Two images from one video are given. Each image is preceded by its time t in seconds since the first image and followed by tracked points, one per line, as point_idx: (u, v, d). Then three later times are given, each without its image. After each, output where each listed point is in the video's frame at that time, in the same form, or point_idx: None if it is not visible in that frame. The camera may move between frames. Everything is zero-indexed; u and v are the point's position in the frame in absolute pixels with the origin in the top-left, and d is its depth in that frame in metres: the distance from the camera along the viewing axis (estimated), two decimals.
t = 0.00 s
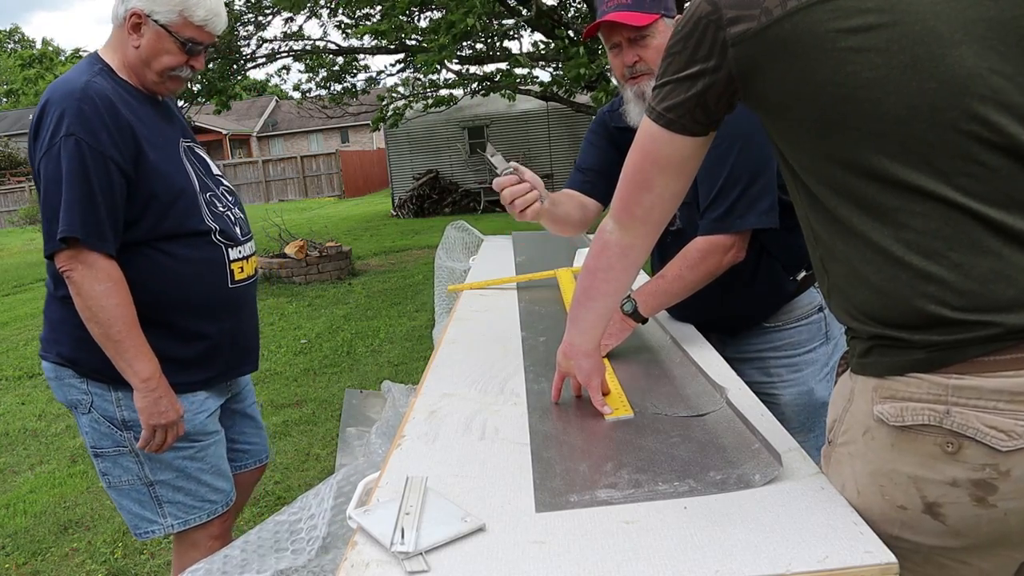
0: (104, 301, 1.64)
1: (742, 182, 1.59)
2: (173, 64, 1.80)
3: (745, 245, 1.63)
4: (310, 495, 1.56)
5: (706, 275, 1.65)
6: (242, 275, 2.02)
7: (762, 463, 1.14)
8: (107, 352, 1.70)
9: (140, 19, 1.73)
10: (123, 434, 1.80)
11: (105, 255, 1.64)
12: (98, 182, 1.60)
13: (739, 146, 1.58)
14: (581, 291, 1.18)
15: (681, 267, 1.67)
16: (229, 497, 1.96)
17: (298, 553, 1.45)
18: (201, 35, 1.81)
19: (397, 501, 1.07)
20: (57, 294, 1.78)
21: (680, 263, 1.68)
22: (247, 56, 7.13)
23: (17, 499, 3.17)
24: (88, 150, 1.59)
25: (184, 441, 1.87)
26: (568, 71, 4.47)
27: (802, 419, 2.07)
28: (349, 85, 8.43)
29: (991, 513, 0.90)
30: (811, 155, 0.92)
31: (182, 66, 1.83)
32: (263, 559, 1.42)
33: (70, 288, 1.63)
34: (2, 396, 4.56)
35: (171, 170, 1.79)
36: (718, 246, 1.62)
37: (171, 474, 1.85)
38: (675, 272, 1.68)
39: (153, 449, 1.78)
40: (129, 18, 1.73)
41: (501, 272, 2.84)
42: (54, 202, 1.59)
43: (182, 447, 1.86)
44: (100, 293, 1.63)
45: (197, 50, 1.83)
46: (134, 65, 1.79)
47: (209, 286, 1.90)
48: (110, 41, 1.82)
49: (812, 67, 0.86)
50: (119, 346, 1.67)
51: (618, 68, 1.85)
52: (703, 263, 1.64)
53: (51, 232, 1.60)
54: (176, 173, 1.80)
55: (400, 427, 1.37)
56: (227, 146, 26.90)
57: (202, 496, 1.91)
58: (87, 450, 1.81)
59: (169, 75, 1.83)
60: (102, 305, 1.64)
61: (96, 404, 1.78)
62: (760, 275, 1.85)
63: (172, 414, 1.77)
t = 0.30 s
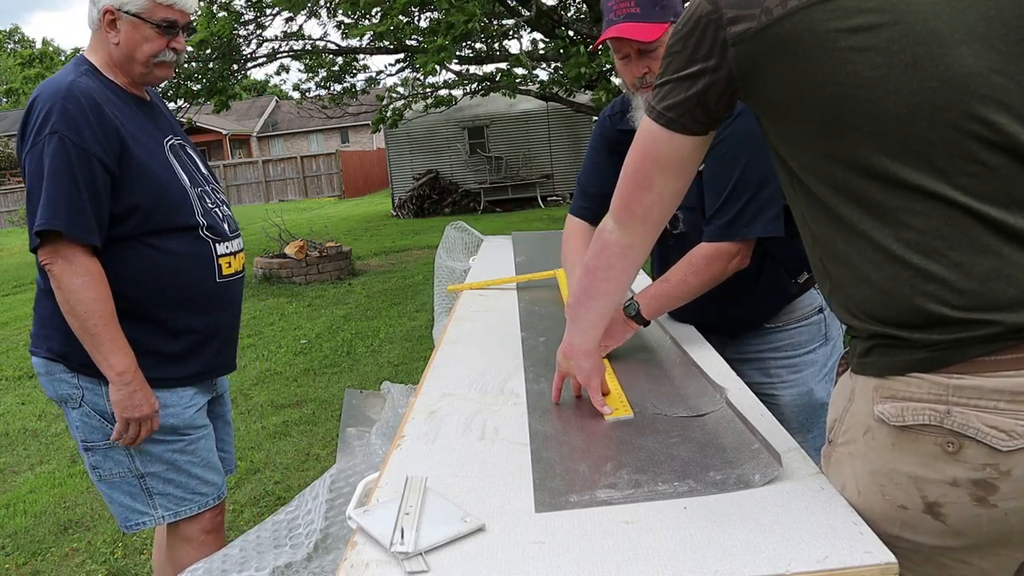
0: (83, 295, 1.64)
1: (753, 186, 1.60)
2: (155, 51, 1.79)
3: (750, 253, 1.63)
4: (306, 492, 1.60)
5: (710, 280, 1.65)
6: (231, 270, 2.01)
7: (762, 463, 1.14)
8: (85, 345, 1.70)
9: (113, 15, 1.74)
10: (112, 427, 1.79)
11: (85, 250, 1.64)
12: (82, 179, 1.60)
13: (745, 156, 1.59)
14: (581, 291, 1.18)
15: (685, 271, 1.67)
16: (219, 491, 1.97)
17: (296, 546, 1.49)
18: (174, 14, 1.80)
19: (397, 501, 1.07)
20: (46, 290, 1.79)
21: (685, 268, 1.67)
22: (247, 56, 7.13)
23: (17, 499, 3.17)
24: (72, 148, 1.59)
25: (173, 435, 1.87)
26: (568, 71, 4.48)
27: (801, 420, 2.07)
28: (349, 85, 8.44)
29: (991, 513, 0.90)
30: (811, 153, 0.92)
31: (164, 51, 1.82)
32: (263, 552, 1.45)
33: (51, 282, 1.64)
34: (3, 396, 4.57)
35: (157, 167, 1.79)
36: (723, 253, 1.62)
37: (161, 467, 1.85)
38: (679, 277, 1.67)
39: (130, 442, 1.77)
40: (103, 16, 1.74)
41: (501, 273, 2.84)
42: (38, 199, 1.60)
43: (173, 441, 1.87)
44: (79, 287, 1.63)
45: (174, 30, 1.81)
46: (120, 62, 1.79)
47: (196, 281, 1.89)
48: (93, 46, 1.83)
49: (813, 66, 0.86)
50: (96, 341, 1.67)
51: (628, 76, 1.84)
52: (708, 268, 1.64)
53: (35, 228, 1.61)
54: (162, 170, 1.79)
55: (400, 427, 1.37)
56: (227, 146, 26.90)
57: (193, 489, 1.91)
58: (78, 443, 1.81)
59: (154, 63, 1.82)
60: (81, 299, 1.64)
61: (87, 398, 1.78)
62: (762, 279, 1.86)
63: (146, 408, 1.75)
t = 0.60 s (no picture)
0: (79, 287, 1.64)
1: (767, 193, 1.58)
2: (150, 52, 1.79)
3: (755, 260, 1.63)
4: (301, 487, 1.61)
5: (713, 287, 1.65)
6: (217, 273, 2.01)
7: (762, 463, 1.14)
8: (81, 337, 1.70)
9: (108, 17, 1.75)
10: (103, 419, 1.80)
11: (81, 244, 1.64)
12: (78, 175, 1.60)
13: (761, 162, 1.58)
14: (580, 290, 1.18)
15: (690, 277, 1.67)
16: (215, 478, 1.97)
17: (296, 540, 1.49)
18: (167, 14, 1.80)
19: (398, 501, 1.08)
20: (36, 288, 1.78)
21: (690, 273, 1.67)
22: (247, 56, 7.13)
23: (17, 499, 3.17)
24: (71, 144, 1.60)
25: (161, 427, 1.86)
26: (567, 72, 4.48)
27: (805, 419, 2.07)
28: (348, 85, 8.44)
29: (990, 514, 0.90)
30: (810, 153, 0.91)
31: (159, 52, 1.82)
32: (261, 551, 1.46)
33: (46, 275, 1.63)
34: (3, 396, 4.57)
35: (151, 168, 1.79)
36: (730, 261, 1.61)
37: (156, 455, 1.86)
38: (685, 282, 1.68)
39: (128, 432, 1.78)
40: (98, 18, 1.75)
41: (501, 273, 2.84)
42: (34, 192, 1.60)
43: (161, 431, 1.86)
44: (75, 281, 1.63)
45: (169, 31, 1.82)
46: (115, 65, 1.80)
47: (181, 283, 1.89)
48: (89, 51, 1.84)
49: (811, 66, 0.86)
50: (92, 332, 1.67)
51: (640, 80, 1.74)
52: (713, 275, 1.64)
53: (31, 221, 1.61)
54: (156, 172, 1.80)
55: (401, 427, 1.37)
56: (227, 145, 26.87)
57: (189, 477, 1.91)
58: (76, 432, 1.83)
59: (149, 65, 1.82)
60: (77, 292, 1.64)
61: (75, 393, 1.78)
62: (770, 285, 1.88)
63: (142, 397, 1.76)
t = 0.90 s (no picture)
0: (78, 288, 1.64)
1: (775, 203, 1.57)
2: (157, 55, 1.80)
3: (758, 266, 1.62)
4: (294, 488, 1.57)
5: (718, 292, 1.64)
6: (214, 279, 2.01)
7: (762, 464, 1.14)
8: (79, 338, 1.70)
9: (115, 20, 1.75)
10: (100, 420, 1.80)
11: (81, 245, 1.64)
12: (79, 177, 1.61)
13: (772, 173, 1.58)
14: (580, 291, 1.18)
15: (695, 281, 1.66)
16: (214, 475, 1.96)
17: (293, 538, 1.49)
18: (174, 17, 1.80)
19: (398, 501, 1.07)
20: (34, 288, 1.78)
21: (695, 277, 1.66)
22: (247, 56, 7.12)
23: (17, 499, 3.17)
24: (73, 146, 1.60)
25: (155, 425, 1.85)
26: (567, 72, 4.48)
27: (806, 419, 2.08)
28: (348, 85, 8.44)
29: (991, 513, 0.90)
30: (811, 153, 0.91)
31: (166, 54, 1.83)
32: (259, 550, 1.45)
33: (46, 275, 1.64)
34: (3, 396, 4.57)
35: (152, 172, 1.79)
36: (735, 267, 1.61)
37: (153, 453, 1.85)
38: (689, 287, 1.67)
39: (124, 433, 1.78)
40: (105, 21, 1.75)
41: (501, 273, 2.84)
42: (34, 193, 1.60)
43: (155, 430, 1.85)
44: (74, 281, 1.63)
45: (175, 33, 1.82)
46: (122, 67, 1.81)
47: (178, 288, 1.89)
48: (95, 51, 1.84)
49: (811, 66, 0.86)
50: (90, 333, 1.67)
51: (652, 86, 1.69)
52: (718, 280, 1.63)
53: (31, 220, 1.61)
54: (156, 176, 1.80)
55: (400, 427, 1.37)
56: (227, 145, 26.89)
57: (187, 474, 1.90)
58: (71, 433, 1.82)
59: (156, 67, 1.83)
60: (74, 293, 1.64)
61: (69, 394, 1.78)
62: (776, 289, 1.88)
63: (142, 398, 1.76)
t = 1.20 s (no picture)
0: (88, 299, 1.64)
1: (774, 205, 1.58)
2: (183, 54, 1.80)
3: (759, 265, 1.63)
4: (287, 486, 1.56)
5: (720, 292, 1.64)
6: (237, 283, 2.00)
7: (762, 464, 1.14)
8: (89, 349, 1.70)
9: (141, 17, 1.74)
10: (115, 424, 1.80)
11: (93, 256, 1.63)
12: (94, 184, 1.60)
13: (771, 176, 1.59)
14: (581, 289, 1.18)
15: (695, 281, 1.66)
16: (225, 483, 1.96)
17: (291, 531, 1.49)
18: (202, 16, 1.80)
19: (398, 501, 1.08)
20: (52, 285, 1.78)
21: (695, 277, 1.66)
22: (247, 56, 7.12)
23: (17, 499, 3.17)
24: (89, 152, 1.59)
25: (171, 433, 1.86)
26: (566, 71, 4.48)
27: (806, 419, 2.08)
28: (348, 85, 8.45)
29: (991, 513, 0.90)
30: (811, 152, 0.91)
31: (192, 54, 1.82)
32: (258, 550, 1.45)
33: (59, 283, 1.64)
34: (3, 396, 4.57)
35: (171, 176, 1.79)
36: (736, 267, 1.61)
37: (164, 462, 1.85)
38: (690, 287, 1.67)
39: (136, 446, 1.77)
40: (131, 19, 1.74)
41: (501, 273, 2.84)
42: (50, 199, 1.60)
43: (171, 438, 1.86)
44: (84, 291, 1.63)
45: (202, 32, 1.81)
46: (147, 65, 1.80)
47: (197, 293, 1.89)
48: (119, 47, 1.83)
49: (811, 64, 0.86)
50: (97, 343, 1.67)
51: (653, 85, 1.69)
52: (719, 280, 1.63)
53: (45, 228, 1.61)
54: (175, 181, 1.79)
55: (400, 427, 1.37)
56: (227, 145, 26.90)
57: (197, 482, 1.90)
58: (86, 434, 1.83)
59: (182, 66, 1.83)
60: (84, 302, 1.64)
61: (88, 395, 1.78)
62: (777, 289, 1.89)
63: (146, 414, 1.75)
